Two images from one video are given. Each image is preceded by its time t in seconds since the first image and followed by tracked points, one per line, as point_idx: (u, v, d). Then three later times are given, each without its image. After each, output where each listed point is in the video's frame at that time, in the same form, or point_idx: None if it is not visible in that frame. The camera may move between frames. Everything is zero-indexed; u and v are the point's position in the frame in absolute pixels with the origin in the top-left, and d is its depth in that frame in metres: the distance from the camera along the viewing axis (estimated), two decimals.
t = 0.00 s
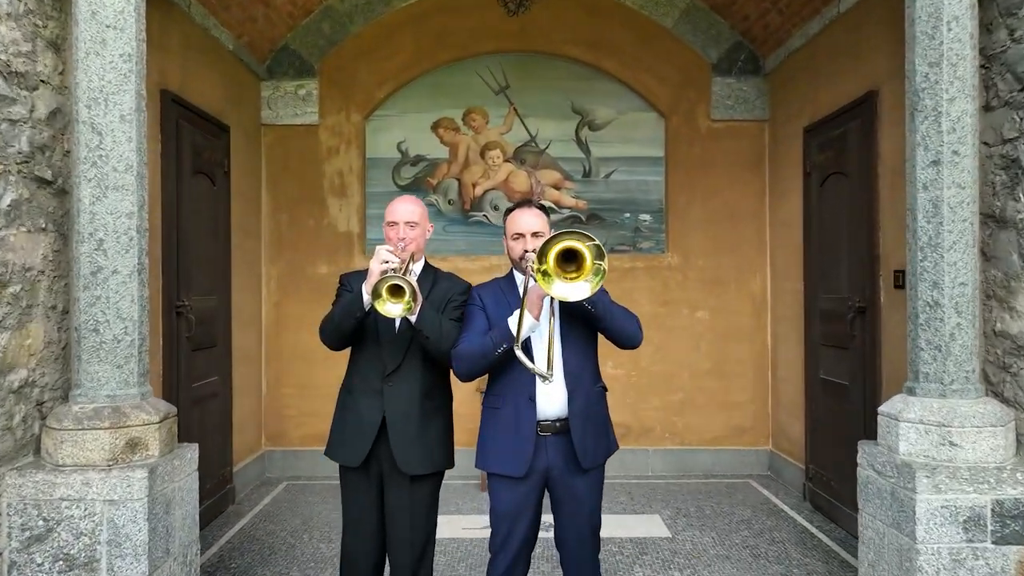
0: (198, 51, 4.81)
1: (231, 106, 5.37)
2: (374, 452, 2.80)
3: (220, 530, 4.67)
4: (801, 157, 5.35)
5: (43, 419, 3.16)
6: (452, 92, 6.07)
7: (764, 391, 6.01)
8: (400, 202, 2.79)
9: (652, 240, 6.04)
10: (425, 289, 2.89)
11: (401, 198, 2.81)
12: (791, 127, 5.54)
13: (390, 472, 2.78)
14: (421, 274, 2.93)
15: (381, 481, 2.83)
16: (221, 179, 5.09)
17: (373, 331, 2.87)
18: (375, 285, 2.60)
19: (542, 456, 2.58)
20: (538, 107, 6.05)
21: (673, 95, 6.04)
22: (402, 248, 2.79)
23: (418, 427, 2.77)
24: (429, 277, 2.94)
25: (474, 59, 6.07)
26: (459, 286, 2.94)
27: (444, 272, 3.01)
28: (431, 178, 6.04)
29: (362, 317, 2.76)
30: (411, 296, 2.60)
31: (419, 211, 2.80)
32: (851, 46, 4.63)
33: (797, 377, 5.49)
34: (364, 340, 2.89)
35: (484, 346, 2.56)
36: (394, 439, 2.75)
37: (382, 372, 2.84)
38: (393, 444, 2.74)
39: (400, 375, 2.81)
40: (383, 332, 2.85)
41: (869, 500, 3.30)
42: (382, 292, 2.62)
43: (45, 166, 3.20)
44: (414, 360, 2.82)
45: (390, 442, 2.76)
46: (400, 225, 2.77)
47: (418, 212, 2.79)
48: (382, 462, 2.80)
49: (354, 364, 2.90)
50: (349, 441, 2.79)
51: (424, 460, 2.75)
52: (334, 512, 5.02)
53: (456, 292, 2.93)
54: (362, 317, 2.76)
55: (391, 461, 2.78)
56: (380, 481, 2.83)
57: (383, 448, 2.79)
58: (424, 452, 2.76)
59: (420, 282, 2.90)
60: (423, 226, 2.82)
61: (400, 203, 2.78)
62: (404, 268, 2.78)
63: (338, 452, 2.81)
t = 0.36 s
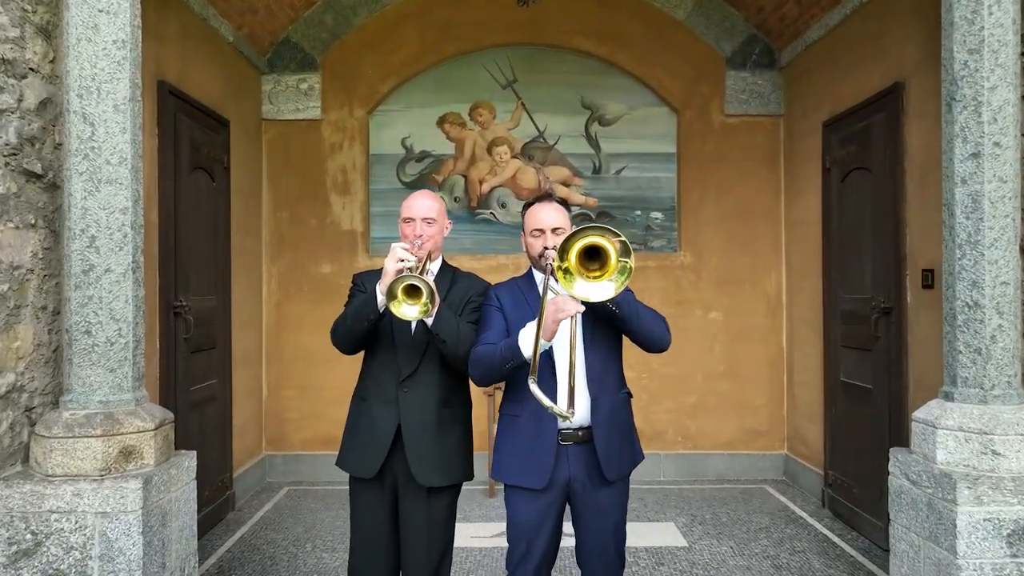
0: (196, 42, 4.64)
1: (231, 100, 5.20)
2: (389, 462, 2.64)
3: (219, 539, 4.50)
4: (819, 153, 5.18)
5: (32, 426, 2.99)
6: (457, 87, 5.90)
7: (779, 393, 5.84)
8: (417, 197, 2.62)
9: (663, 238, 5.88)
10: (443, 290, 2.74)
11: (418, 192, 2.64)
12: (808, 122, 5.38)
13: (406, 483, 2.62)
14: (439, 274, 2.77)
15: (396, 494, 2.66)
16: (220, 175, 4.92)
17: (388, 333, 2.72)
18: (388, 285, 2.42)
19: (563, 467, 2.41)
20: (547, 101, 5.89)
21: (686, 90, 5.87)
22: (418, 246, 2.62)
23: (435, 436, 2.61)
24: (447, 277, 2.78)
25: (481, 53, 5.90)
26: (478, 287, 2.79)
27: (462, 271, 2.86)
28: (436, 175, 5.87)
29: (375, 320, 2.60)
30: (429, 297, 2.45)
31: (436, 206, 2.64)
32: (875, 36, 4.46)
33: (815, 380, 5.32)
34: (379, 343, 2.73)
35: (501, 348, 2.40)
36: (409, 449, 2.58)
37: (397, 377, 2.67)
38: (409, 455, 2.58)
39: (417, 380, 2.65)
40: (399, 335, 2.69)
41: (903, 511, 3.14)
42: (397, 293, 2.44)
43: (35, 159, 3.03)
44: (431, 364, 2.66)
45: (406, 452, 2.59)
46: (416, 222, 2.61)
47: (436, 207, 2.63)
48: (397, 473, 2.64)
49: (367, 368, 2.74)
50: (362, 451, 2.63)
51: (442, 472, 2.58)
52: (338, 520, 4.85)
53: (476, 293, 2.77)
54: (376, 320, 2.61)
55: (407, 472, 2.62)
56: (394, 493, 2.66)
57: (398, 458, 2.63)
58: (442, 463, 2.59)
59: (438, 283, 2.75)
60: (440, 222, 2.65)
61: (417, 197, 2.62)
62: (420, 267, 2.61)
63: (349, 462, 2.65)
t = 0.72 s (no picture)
0: (191, 32, 4.48)
1: (227, 93, 5.03)
2: (393, 473, 2.47)
3: (214, 548, 4.33)
4: (834, 148, 5.02)
5: (12, 433, 2.81)
6: (461, 81, 5.73)
7: (791, 396, 5.68)
8: (424, 189, 2.47)
9: (672, 237, 5.72)
10: (450, 290, 2.59)
11: (425, 185, 2.49)
12: (823, 116, 5.21)
13: (410, 495, 2.45)
14: (446, 272, 2.63)
15: (399, 506, 2.50)
16: (215, 170, 4.75)
17: (392, 335, 2.58)
18: (392, 285, 2.24)
19: (578, 478, 2.24)
20: (552, 96, 5.72)
21: (695, 84, 5.70)
22: (424, 243, 2.45)
23: (441, 445, 2.44)
24: (455, 276, 2.63)
25: (485, 45, 5.74)
26: (488, 286, 2.65)
27: (471, 270, 2.71)
28: (439, 171, 5.71)
29: (378, 322, 2.44)
30: (435, 299, 2.29)
31: (445, 200, 2.47)
32: (895, 26, 4.30)
33: (829, 382, 5.15)
34: (382, 346, 2.59)
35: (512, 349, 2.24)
36: (414, 459, 2.41)
37: (400, 382, 2.51)
38: (413, 465, 2.41)
39: (422, 385, 2.49)
40: (403, 337, 2.55)
41: (932, 522, 2.97)
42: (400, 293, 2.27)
43: (16, 151, 2.84)
44: (437, 369, 2.51)
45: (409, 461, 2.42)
46: (423, 217, 2.45)
47: (445, 201, 2.47)
48: (400, 484, 2.47)
49: (370, 372, 2.58)
50: (363, 460, 2.47)
51: (448, 484, 2.41)
52: (337, 527, 4.68)
53: (485, 293, 2.63)
54: (378, 323, 2.44)
55: (411, 483, 2.46)
56: (397, 505, 2.50)
57: (402, 467, 2.47)
58: (449, 475, 2.43)
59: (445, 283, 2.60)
60: (449, 217, 2.49)
61: (424, 190, 2.46)
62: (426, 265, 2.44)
63: (351, 472, 2.49)
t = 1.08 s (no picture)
0: (181, 25, 4.34)
1: (219, 88, 4.89)
2: (381, 486, 2.34)
3: (203, 557, 4.19)
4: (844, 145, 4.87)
5: None
6: (460, 76, 5.59)
7: (799, 400, 5.53)
8: (415, 185, 2.33)
9: (676, 236, 5.57)
10: (443, 292, 2.45)
11: (416, 180, 2.36)
12: (832, 113, 5.06)
13: (400, 510, 2.31)
14: (439, 273, 2.49)
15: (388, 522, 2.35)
16: (206, 168, 4.61)
17: (381, 339, 2.44)
18: (376, 287, 2.11)
19: (582, 494, 2.09)
20: (554, 92, 5.58)
21: (700, 79, 5.56)
22: (415, 242, 2.33)
23: (433, 458, 2.31)
24: (448, 278, 2.50)
25: (485, 40, 5.59)
26: (483, 288, 2.50)
27: (466, 270, 2.57)
28: (437, 169, 5.57)
29: (364, 327, 2.31)
30: (424, 303, 2.13)
31: (437, 197, 2.34)
32: (908, 19, 4.16)
33: (838, 386, 5.01)
34: (369, 351, 2.45)
35: (508, 358, 2.09)
36: (403, 472, 2.28)
37: (389, 390, 2.37)
38: (402, 479, 2.27)
39: (412, 394, 2.35)
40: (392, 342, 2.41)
41: (953, 535, 2.83)
42: (387, 296, 2.14)
43: None
44: (429, 376, 2.37)
45: (400, 474, 2.29)
46: (414, 214, 2.32)
47: (437, 198, 2.33)
48: (390, 498, 2.33)
49: (357, 379, 2.44)
50: (351, 473, 2.33)
51: (440, 499, 2.28)
52: (331, 536, 4.54)
53: (480, 295, 2.48)
54: (365, 328, 2.32)
55: (401, 497, 2.32)
56: (388, 520, 2.36)
57: (392, 480, 2.33)
58: (440, 489, 2.29)
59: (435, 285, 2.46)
60: (442, 215, 2.36)
61: (415, 186, 2.33)
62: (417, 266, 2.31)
63: (337, 485, 2.34)
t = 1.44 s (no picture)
0: (171, 19, 4.25)
1: (211, 85, 4.80)
2: (366, 495, 2.26)
3: (194, 563, 4.10)
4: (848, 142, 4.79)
5: None
6: (457, 73, 5.51)
7: (802, 402, 5.44)
8: (399, 180, 2.26)
9: (676, 236, 5.48)
10: (428, 292, 2.37)
11: (400, 176, 2.28)
12: (835, 110, 4.98)
13: (385, 520, 2.24)
14: (423, 272, 2.41)
15: (374, 531, 2.27)
16: (198, 165, 4.52)
17: (363, 342, 2.35)
18: (358, 290, 2.04)
19: (580, 503, 2.01)
20: (553, 89, 5.49)
21: (701, 76, 5.47)
22: (398, 240, 2.25)
23: (418, 465, 2.24)
24: (433, 276, 2.41)
25: (484, 36, 5.51)
26: (471, 287, 2.42)
27: (452, 268, 2.49)
28: (434, 167, 5.48)
29: (347, 331, 2.23)
30: (407, 308, 2.05)
31: (422, 192, 2.27)
32: (914, 14, 4.07)
33: (841, 388, 4.92)
34: (351, 354, 2.37)
35: (501, 362, 2.01)
36: (388, 480, 2.21)
37: (373, 396, 2.29)
38: (388, 487, 2.20)
39: (397, 399, 2.28)
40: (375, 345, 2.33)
41: (963, 543, 2.74)
42: (369, 300, 2.06)
43: None
44: (414, 380, 2.30)
45: (385, 483, 2.21)
46: (397, 211, 2.24)
47: (422, 194, 2.26)
48: (375, 507, 2.26)
49: (340, 383, 2.36)
50: (334, 482, 2.24)
51: (427, 507, 2.21)
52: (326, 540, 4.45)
53: (468, 295, 2.40)
54: (347, 332, 2.24)
55: (386, 506, 2.24)
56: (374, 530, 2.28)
57: (376, 489, 2.25)
58: (426, 498, 2.22)
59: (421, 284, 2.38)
60: (427, 212, 2.28)
61: (399, 181, 2.26)
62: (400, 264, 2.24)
63: (319, 495, 2.25)
